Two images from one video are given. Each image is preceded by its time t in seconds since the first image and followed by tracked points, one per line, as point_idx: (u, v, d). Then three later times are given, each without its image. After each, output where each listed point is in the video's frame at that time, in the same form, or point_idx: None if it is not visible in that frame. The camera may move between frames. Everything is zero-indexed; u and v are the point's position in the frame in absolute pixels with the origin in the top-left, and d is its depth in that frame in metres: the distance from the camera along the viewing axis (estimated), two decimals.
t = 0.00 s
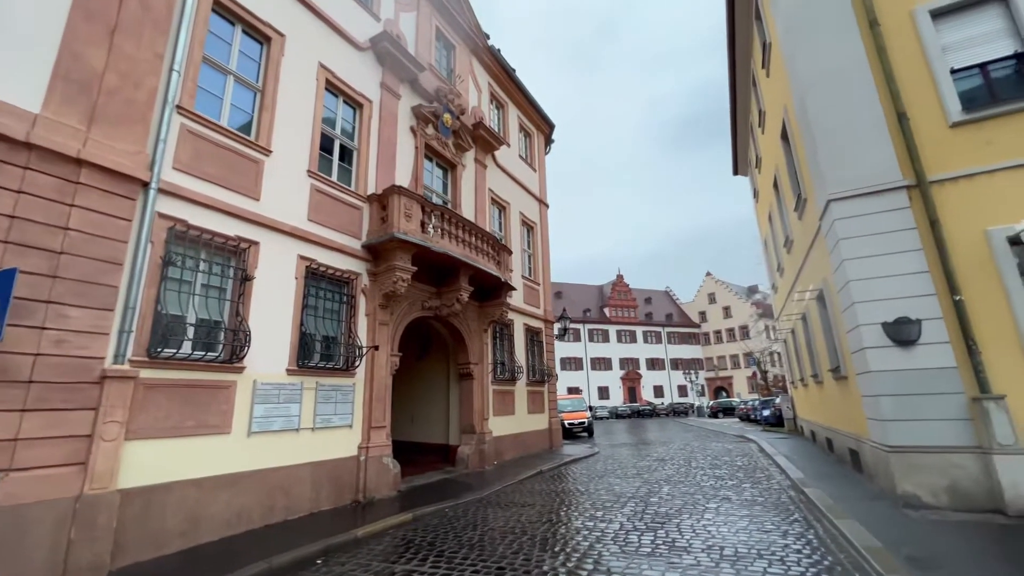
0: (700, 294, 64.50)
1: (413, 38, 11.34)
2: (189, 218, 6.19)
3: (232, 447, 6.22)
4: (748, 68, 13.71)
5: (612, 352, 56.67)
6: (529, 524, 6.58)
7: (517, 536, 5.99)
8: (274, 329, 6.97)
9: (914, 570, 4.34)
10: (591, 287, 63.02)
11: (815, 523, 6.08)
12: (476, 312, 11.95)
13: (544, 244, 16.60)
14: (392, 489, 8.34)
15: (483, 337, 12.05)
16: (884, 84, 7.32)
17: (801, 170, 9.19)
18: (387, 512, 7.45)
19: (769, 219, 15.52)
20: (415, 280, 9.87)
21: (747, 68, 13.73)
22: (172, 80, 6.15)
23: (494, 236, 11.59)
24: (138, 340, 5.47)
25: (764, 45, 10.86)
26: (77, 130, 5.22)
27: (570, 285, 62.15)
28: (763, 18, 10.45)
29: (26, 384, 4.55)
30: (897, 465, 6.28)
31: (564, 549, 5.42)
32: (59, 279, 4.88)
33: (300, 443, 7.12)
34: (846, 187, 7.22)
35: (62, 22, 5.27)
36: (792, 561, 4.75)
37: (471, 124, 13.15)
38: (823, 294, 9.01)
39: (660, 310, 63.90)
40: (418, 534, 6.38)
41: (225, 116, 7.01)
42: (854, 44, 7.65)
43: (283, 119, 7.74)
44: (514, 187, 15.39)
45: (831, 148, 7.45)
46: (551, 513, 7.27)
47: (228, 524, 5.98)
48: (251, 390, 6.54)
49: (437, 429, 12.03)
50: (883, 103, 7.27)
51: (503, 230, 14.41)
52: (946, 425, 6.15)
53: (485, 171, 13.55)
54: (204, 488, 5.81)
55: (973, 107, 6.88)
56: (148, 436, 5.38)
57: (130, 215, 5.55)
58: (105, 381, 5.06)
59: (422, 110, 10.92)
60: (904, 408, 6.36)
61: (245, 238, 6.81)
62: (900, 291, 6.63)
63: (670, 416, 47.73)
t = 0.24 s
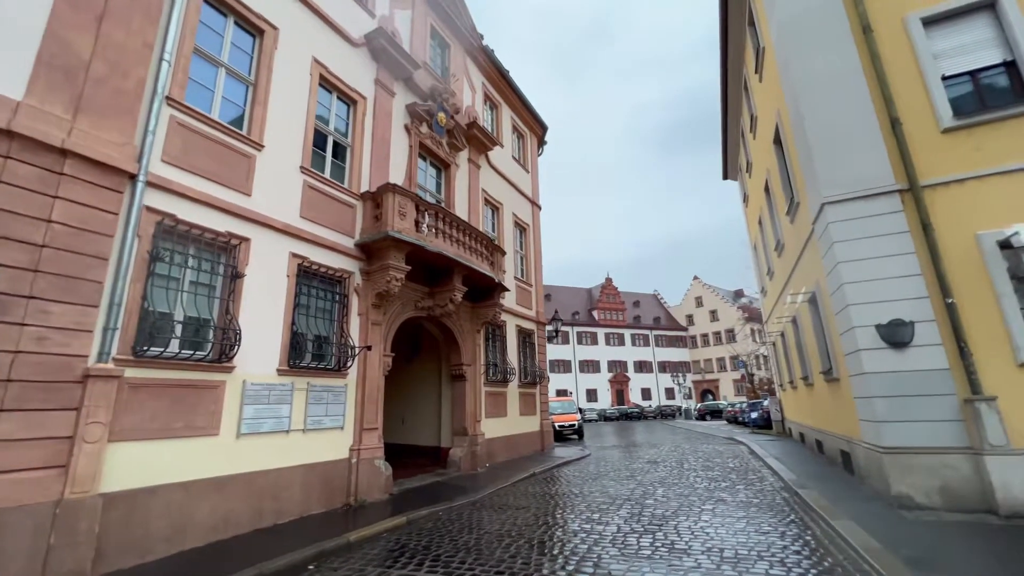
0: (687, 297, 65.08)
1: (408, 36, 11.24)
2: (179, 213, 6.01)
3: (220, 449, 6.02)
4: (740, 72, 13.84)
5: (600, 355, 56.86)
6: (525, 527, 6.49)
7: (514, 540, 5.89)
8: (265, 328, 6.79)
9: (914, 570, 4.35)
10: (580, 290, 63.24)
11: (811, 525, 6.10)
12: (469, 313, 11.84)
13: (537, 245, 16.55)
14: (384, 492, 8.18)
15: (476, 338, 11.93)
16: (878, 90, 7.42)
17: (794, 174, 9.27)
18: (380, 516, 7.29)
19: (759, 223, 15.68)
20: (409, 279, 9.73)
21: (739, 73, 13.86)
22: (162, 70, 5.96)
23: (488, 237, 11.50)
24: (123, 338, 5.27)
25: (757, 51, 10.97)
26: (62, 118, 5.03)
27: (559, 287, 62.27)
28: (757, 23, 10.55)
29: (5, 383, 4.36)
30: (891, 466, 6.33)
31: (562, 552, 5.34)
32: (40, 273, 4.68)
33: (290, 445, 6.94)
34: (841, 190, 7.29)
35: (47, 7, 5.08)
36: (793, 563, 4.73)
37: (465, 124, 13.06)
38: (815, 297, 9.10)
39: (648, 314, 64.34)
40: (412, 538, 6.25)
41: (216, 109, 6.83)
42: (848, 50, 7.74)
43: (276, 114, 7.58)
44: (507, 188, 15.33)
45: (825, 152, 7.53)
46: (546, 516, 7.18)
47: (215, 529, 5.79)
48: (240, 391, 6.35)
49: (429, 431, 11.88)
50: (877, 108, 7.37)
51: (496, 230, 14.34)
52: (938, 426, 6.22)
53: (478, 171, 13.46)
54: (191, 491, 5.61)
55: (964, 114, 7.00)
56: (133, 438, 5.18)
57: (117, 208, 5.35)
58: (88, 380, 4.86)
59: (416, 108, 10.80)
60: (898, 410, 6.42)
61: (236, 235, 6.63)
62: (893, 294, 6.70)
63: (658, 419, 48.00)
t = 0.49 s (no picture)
0: (677, 301, 65.53)
1: (405, 33, 11.12)
2: (170, 207, 5.81)
3: (211, 451, 5.82)
4: (735, 76, 13.93)
5: (590, 358, 56.94)
6: (525, 531, 6.37)
7: (515, 543, 5.77)
8: (258, 327, 6.60)
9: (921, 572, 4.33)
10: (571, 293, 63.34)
11: (812, 527, 6.07)
12: (464, 314, 11.71)
13: (531, 247, 16.47)
14: (378, 496, 7.99)
15: (471, 340, 11.80)
16: (875, 94, 7.48)
17: (791, 177, 9.32)
18: (374, 520, 7.11)
19: (752, 227, 15.78)
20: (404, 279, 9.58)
21: (734, 77, 13.96)
22: (155, 59, 5.77)
23: (484, 237, 11.39)
24: (111, 335, 5.06)
25: (754, 55, 11.05)
26: (49, 106, 4.83)
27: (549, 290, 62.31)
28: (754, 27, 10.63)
29: None
30: (891, 468, 6.33)
31: (565, 555, 5.23)
32: (24, 266, 4.47)
33: (283, 447, 6.74)
34: (840, 193, 7.33)
35: None
36: (799, 566, 4.69)
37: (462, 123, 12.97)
38: (811, 299, 9.15)
39: (638, 317, 64.65)
40: (410, 543, 6.09)
41: (210, 101, 6.64)
42: (847, 54, 7.80)
43: (271, 108, 7.41)
44: (502, 189, 15.24)
45: (824, 154, 7.56)
46: (545, 519, 7.07)
47: (205, 535, 5.58)
48: (232, 391, 6.15)
49: (423, 433, 11.71)
50: (875, 112, 7.43)
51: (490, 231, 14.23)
52: (937, 428, 6.24)
53: (474, 171, 13.36)
54: (180, 495, 5.40)
55: (960, 118, 7.08)
56: (120, 440, 4.98)
57: (106, 200, 5.15)
58: (74, 379, 4.65)
59: (413, 106, 10.68)
60: (897, 411, 6.44)
61: (230, 230, 6.44)
62: (892, 296, 6.74)
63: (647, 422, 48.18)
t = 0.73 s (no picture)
0: (669, 305, 65.82)
1: (406, 33, 11.03)
2: (167, 204, 5.64)
3: (207, 456, 5.64)
4: (733, 81, 14.00)
5: (584, 362, 56.95)
6: (529, 537, 6.25)
7: (520, 550, 5.65)
8: (256, 328, 6.44)
9: None
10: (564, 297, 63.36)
11: (819, 532, 6.02)
12: (462, 316, 11.57)
13: (529, 249, 16.39)
14: (377, 501, 7.83)
15: (469, 342, 11.67)
16: (878, 98, 7.52)
17: (792, 180, 9.35)
18: (374, 527, 6.95)
19: (749, 231, 15.85)
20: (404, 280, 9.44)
21: (732, 82, 14.04)
22: (153, 52, 5.62)
23: (484, 239, 11.29)
24: (104, 336, 4.88)
25: (754, 60, 11.11)
26: (44, 98, 4.67)
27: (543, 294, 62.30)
28: (754, 33, 10.69)
29: None
30: (896, 472, 6.31)
31: (573, 563, 5.12)
32: (16, 263, 4.30)
33: (281, 452, 6.57)
34: (843, 196, 7.34)
35: None
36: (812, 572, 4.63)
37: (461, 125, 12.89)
38: (812, 303, 9.16)
39: (631, 321, 64.84)
40: (412, 550, 5.94)
41: (210, 97, 6.50)
42: (849, 59, 7.84)
43: (271, 105, 7.27)
44: (500, 191, 15.16)
45: (827, 158, 7.58)
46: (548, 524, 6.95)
47: (201, 543, 5.39)
48: (229, 394, 5.98)
49: (420, 437, 11.56)
50: (877, 116, 7.46)
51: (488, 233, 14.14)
52: (942, 432, 6.24)
53: (472, 173, 13.28)
54: (176, 502, 5.22)
55: (962, 124, 7.13)
56: (113, 444, 4.79)
57: (101, 196, 4.98)
58: (66, 381, 4.47)
59: (413, 106, 10.57)
60: (902, 415, 6.43)
61: (228, 229, 6.28)
62: (896, 300, 6.74)
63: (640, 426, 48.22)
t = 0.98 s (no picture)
0: (664, 309, 66.04)
1: (410, 34, 10.99)
2: (174, 202, 5.54)
3: (212, 459, 5.52)
4: (733, 86, 14.10)
5: (579, 366, 56.95)
6: (539, 540, 6.18)
7: (532, 554, 5.57)
8: (261, 329, 6.34)
9: None
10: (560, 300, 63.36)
11: (831, 536, 6.00)
12: (465, 319, 11.50)
13: (529, 252, 16.36)
14: (381, 506, 7.72)
15: (471, 345, 11.58)
16: (883, 102, 7.57)
17: (795, 184, 9.40)
18: (379, 531, 6.84)
19: (748, 236, 15.92)
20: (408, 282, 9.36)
21: (733, 87, 14.13)
22: (161, 47, 5.54)
23: (487, 240, 11.24)
24: (110, 335, 4.78)
25: (757, 65, 11.18)
26: (51, 92, 4.57)
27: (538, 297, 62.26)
28: (757, 38, 10.77)
29: None
30: (905, 475, 6.31)
31: (587, 566, 5.06)
32: (21, 260, 4.19)
33: (286, 455, 6.45)
34: (850, 199, 7.37)
35: None
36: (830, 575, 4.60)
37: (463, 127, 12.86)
38: (816, 306, 9.19)
39: (626, 325, 64.94)
40: (421, 554, 5.85)
41: (216, 94, 6.41)
42: (854, 63, 7.90)
43: (278, 104, 7.20)
44: (501, 194, 15.13)
45: (833, 161, 7.62)
46: (556, 527, 6.89)
47: (205, 548, 5.27)
48: (234, 396, 5.87)
49: (421, 441, 11.45)
50: (883, 121, 7.51)
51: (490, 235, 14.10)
52: (951, 434, 6.25)
53: (475, 175, 13.24)
54: (180, 506, 5.10)
55: (966, 128, 7.20)
56: (118, 446, 4.67)
57: (108, 192, 4.88)
58: (71, 381, 4.35)
59: (417, 107, 10.53)
60: (911, 418, 6.44)
61: (235, 228, 6.19)
62: (903, 303, 6.77)
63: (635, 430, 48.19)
